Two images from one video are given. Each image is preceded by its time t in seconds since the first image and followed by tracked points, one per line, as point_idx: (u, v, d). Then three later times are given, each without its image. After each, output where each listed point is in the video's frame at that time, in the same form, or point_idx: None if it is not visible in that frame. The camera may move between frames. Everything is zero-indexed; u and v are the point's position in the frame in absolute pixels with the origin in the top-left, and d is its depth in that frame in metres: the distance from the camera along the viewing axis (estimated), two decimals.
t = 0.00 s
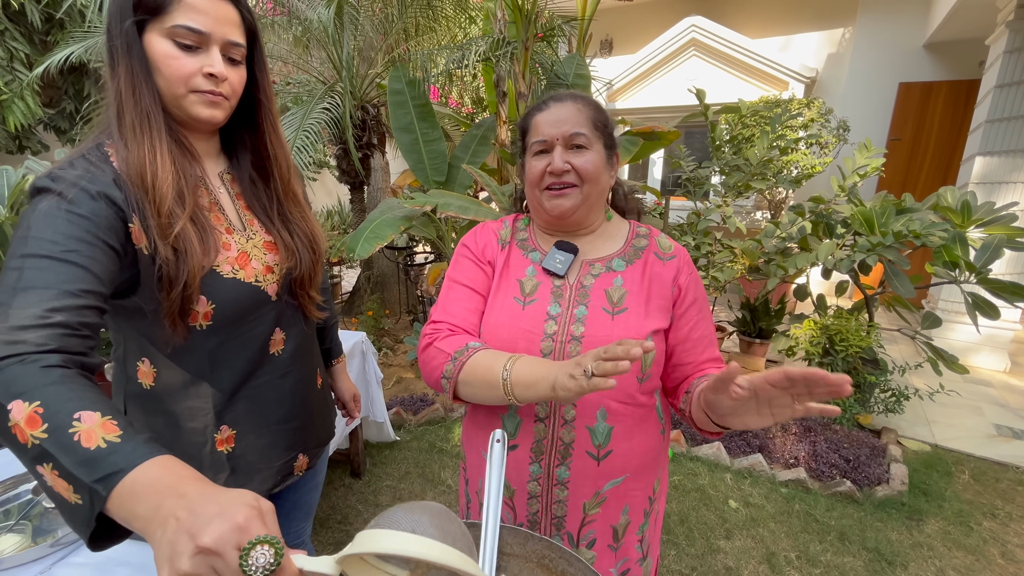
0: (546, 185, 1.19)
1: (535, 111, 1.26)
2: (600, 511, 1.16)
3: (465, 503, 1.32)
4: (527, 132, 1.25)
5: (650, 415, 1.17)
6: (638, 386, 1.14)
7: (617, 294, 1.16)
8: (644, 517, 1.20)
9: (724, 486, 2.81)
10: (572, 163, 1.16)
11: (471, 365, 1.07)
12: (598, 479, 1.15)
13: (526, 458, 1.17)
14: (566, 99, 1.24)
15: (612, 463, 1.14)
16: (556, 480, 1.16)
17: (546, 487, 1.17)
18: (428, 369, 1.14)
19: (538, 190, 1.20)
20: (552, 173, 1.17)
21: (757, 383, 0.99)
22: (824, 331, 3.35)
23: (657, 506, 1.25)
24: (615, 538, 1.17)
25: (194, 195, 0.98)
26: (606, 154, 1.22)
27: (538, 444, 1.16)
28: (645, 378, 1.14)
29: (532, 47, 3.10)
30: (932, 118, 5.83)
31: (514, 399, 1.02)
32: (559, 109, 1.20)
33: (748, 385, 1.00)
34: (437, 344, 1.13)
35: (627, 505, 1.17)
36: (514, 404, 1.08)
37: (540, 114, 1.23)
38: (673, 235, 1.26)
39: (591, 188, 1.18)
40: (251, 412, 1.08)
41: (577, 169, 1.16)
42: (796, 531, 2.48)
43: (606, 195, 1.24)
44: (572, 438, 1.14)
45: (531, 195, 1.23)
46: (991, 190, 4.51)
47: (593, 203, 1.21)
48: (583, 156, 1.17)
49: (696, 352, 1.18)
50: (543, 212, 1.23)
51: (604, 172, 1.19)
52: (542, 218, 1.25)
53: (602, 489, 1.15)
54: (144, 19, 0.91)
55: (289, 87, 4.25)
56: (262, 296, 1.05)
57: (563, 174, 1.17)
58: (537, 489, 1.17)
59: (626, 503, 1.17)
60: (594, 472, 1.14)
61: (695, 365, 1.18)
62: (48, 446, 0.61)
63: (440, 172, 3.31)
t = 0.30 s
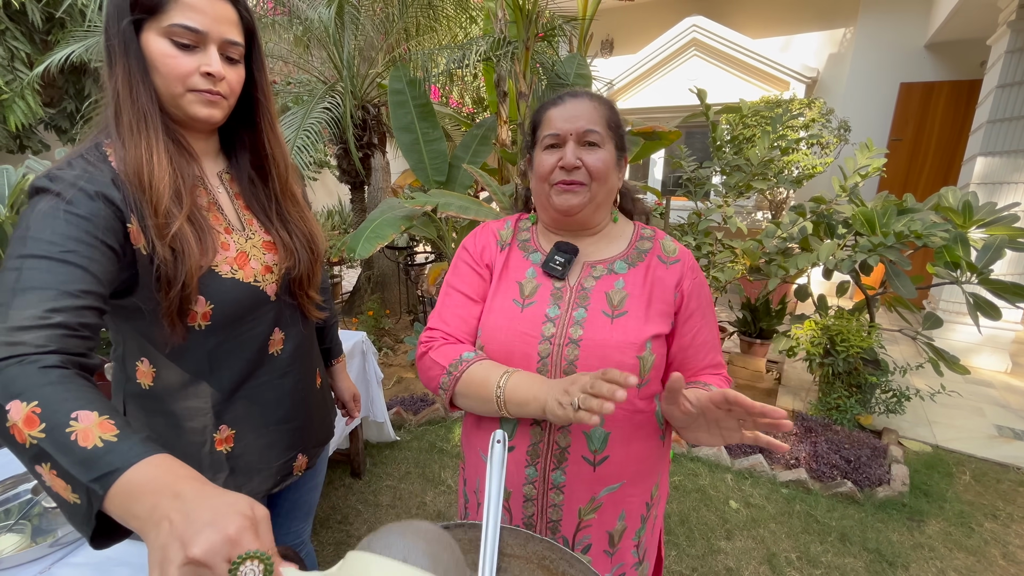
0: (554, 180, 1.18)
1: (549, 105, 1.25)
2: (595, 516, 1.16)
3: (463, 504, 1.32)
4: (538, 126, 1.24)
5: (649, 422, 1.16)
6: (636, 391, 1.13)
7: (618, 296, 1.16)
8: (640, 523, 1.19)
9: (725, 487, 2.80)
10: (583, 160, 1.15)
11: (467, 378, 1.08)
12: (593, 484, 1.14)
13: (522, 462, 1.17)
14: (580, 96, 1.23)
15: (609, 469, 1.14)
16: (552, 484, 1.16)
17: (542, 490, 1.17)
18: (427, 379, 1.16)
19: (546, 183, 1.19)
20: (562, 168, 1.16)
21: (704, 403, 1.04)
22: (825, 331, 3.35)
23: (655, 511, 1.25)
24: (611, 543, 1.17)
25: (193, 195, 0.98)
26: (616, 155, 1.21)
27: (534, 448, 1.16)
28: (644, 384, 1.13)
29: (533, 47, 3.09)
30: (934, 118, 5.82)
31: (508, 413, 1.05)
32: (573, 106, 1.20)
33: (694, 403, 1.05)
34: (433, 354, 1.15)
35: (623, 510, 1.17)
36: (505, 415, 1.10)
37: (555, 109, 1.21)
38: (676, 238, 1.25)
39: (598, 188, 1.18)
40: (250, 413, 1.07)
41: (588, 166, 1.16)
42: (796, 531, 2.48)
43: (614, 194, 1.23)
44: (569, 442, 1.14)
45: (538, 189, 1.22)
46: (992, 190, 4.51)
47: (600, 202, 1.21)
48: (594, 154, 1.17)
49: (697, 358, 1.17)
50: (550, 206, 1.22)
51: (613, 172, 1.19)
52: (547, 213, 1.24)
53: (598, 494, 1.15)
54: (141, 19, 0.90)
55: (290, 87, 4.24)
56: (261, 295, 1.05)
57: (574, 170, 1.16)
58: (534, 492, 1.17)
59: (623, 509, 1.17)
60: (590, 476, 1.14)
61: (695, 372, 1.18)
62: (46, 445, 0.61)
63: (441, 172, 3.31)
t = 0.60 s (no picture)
0: (559, 183, 1.17)
1: (552, 106, 1.23)
2: (595, 517, 1.15)
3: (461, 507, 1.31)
4: (542, 126, 1.23)
5: (651, 423, 1.15)
6: (637, 391, 1.12)
7: (620, 295, 1.15)
8: (641, 526, 1.18)
9: (724, 488, 2.79)
10: (588, 163, 1.14)
11: (440, 370, 1.12)
12: (593, 485, 1.14)
13: (522, 462, 1.17)
14: (585, 95, 1.21)
15: (609, 470, 1.13)
16: (551, 485, 1.15)
17: (541, 491, 1.16)
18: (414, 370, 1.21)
19: (550, 187, 1.18)
20: (567, 171, 1.15)
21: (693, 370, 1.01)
22: (826, 332, 3.34)
23: (656, 517, 1.23)
24: (610, 545, 1.17)
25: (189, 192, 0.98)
26: (621, 157, 1.20)
27: (533, 448, 1.15)
28: (646, 384, 1.12)
29: (534, 47, 3.09)
30: (934, 119, 5.82)
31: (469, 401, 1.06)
32: (577, 107, 1.18)
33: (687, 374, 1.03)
34: (418, 351, 1.19)
35: (623, 512, 1.16)
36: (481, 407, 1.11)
37: (559, 110, 1.19)
38: (680, 238, 1.24)
39: (604, 191, 1.17)
40: (246, 412, 1.07)
41: (593, 169, 1.14)
42: (797, 533, 2.47)
43: (620, 198, 1.23)
44: (568, 442, 1.13)
45: (543, 194, 1.21)
46: (993, 191, 4.50)
47: (606, 205, 1.20)
48: (599, 156, 1.15)
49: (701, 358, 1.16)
50: (554, 211, 1.21)
51: (619, 175, 1.18)
52: (553, 217, 1.24)
53: (598, 495, 1.14)
54: (135, 15, 0.90)
55: (290, 87, 4.23)
56: (256, 294, 1.04)
57: (579, 173, 1.15)
58: (532, 493, 1.17)
59: (623, 511, 1.16)
60: (590, 477, 1.14)
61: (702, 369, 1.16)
62: (16, 428, 0.62)
63: (441, 172, 3.31)
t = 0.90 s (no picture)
0: (572, 182, 1.15)
1: (570, 99, 1.21)
2: (602, 521, 1.14)
3: (463, 512, 1.30)
4: (555, 121, 1.21)
5: (655, 426, 1.15)
6: (642, 397, 1.11)
7: (626, 300, 1.13)
8: (645, 527, 1.18)
9: (725, 489, 2.78)
10: (604, 163, 1.12)
11: (427, 366, 1.24)
12: (601, 489, 1.13)
13: (528, 468, 1.16)
14: (599, 94, 1.20)
15: (616, 474, 1.13)
16: (558, 490, 1.14)
17: (548, 495, 1.16)
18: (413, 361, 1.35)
19: (562, 186, 1.17)
20: (580, 170, 1.13)
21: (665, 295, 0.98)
22: (827, 333, 3.33)
23: (658, 514, 1.24)
24: (618, 549, 1.16)
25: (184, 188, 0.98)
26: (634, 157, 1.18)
27: (540, 453, 1.14)
28: (651, 390, 1.11)
29: (534, 47, 3.08)
30: (936, 119, 5.80)
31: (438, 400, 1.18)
32: (596, 104, 1.16)
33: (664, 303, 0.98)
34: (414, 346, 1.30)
35: (630, 516, 1.15)
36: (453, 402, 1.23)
37: (575, 107, 1.17)
38: (684, 240, 1.24)
39: (617, 193, 1.15)
40: (241, 413, 1.06)
41: (609, 170, 1.12)
42: (798, 535, 2.46)
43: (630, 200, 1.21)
44: (575, 448, 1.12)
45: (552, 193, 1.19)
46: (995, 192, 4.48)
47: (616, 207, 1.18)
48: (614, 157, 1.13)
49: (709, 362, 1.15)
50: (564, 213, 1.19)
51: (631, 176, 1.16)
52: (560, 218, 1.22)
53: (605, 499, 1.13)
54: (133, 16, 0.91)
55: (290, 87, 4.24)
56: (246, 292, 1.03)
57: (594, 173, 1.13)
58: (539, 497, 1.16)
59: (629, 514, 1.15)
60: (597, 482, 1.13)
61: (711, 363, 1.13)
62: (10, 409, 0.66)
63: (441, 173, 3.30)
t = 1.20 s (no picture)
0: (574, 182, 1.13)
1: (574, 102, 1.21)
2: (592, 524, 1.14)
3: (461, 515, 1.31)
4: (561, 122, 1.21)
5: (649, 434, 1.14)
6: (638, 406, 1.10)
7: (625, 307, 1.13)
8: (637, 530, 1.17)
9: (726, 491, 2.77)
10: (606, 164, 1.11)
11: (428, 370, 1.19)
12: (590, 493, 1.13)
13: (520, 469, 1.17)
14: (607, 96, 1.19)
15: (606, 479, 1.12)
16: (549, 492, 1.15)
17: (539, 497, 1.16)
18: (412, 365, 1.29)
19: (565, 186, 1.15)
20: (583, 170, 1.11)
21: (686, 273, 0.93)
22: (828, 334, 3.32)
23: (653, 518, 1.23)
24: (608, 552, 1.16)
25: (187, 187, 1.00)
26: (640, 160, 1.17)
27: (531, 456, 1.15)
28: (646, 400, 1.10)
29: (535, 48, 3.08)
30: (938, 120, 5.79)
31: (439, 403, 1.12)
32: (600, 105, 1.16)
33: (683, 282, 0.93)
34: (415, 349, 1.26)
35: (620, 520, 1.15)
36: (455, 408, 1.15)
37: (581, 107, 1.18)
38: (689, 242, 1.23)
39: (617, 194, 1.14)
40: (238, 412, 1.06)
41: (611, 171, 1.11)
42: (799, 537, 2.45)
43: (632, 202, 1.19)
44: (566, 453, 1.12)
45: (555, 193, 1.18)
46: (997, 193, 4.47)
47: (617, 209, 1.16)
48: (617, 158, 1.13)
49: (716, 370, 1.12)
50: (566, 211, 1.18)
51: (635, 179, 1.15)
52: (564, 220, 1.21)
53: (594, 503, 1.13)
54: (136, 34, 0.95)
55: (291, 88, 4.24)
56: (246, 285, 1.03)
57: (597, 173, 1.11)
58: (531, 499, 1.16)
59: (620, 519, 1.15)
60: (587, 486, 1.13)
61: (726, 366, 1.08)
62: None
63: (442, 173, 3.30)
